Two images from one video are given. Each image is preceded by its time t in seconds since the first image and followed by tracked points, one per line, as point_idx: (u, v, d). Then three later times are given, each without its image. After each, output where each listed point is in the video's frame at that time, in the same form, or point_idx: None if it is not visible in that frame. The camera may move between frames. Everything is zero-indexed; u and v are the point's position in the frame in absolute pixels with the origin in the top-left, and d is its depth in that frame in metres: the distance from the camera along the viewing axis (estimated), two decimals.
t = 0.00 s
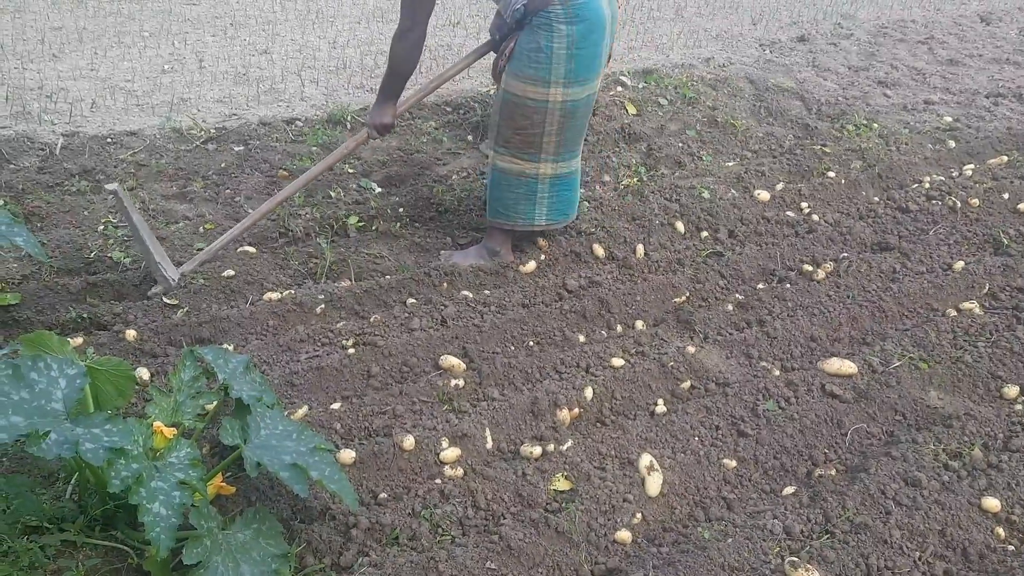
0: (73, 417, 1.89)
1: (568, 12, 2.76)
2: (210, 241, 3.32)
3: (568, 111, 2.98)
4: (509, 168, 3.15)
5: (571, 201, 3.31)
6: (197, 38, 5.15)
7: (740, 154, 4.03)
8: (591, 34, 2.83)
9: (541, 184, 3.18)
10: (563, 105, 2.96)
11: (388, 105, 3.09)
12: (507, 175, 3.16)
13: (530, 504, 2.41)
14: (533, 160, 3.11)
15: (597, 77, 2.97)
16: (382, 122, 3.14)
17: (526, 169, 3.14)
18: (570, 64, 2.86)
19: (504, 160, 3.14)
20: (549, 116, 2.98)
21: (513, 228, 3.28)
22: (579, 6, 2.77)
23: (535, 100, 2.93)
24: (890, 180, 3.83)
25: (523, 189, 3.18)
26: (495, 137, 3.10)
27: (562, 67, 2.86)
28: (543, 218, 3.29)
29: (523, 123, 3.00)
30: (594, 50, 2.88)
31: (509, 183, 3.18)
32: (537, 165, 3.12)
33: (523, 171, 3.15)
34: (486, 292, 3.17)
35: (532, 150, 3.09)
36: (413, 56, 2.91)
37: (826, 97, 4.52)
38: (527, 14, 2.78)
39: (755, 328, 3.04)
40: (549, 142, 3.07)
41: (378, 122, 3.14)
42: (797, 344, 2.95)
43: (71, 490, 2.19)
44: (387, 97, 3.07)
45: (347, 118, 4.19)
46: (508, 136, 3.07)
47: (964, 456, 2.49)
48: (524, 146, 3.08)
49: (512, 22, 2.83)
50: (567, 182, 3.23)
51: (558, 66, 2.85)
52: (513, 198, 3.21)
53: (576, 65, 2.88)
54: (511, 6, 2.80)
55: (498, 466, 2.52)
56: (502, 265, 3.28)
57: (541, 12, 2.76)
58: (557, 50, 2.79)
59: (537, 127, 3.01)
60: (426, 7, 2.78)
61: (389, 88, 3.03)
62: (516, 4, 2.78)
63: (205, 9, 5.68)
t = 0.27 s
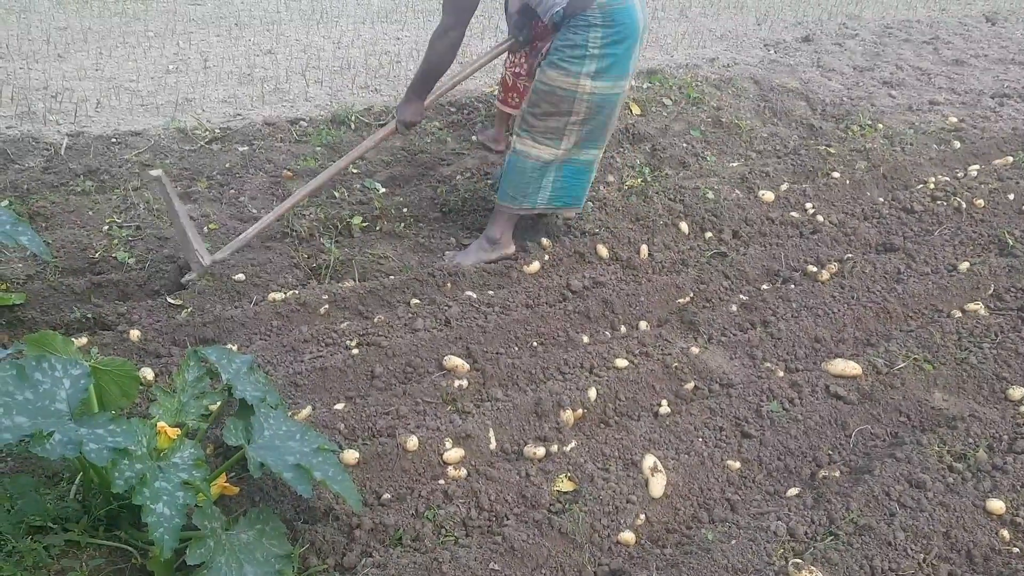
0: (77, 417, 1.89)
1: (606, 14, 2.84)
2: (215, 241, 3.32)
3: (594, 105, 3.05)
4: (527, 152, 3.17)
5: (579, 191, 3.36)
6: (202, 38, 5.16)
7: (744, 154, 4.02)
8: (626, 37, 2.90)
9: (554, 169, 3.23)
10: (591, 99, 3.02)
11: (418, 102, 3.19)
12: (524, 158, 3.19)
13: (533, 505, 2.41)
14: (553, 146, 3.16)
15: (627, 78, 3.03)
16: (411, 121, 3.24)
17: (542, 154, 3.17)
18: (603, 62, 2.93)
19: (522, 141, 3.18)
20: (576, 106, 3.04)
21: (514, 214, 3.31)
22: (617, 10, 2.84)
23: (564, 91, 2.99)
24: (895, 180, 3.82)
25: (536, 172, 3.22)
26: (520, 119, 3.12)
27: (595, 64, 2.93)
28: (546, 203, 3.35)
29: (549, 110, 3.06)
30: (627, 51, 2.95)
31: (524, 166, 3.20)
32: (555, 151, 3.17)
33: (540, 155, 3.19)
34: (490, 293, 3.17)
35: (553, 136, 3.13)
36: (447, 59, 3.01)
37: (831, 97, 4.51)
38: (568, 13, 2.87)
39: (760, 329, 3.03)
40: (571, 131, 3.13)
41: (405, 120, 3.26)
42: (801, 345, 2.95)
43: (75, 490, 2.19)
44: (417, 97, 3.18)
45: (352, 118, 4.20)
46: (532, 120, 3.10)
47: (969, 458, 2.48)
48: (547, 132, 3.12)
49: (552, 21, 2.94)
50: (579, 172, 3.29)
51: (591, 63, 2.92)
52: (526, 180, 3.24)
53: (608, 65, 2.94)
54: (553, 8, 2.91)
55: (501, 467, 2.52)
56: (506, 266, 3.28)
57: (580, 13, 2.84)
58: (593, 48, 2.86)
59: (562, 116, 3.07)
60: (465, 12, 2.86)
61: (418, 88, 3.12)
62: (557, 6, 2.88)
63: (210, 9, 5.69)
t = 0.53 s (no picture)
0: (79, 418, 1.90)
1: None
2: (217, 242, 3.32)
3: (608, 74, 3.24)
4: (553, 122, 3.25)
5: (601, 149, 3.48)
6: (204, 39, 5.16)
7: (747, 155, 4.02)
8: (648, 18, 3.12)
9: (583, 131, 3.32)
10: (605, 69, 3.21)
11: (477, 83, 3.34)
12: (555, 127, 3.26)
13: (536, 506, 2.40)
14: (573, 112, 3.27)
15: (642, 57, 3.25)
16: (467, 101, 3.37)
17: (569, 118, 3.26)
18: (622, 42, 3.15)
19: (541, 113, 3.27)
20: (589, 82, 3.24)
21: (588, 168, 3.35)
22: None
23: (583, 66, 3.17)
24: (897, 181, 3.82)
25: (574, 137, 3.27)
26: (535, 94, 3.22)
27: (614, 44, 3.14)
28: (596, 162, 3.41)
29: (563, 83, 3.21)
30: (648, 32, 3.16)
31: (556, 134, 3.27)
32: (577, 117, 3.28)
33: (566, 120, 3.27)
34: (493, 293, 3.17)
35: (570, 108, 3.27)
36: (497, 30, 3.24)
37: (833, 98, 4.51)
38: None
39: (762, 329, 3.03)
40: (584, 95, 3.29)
41: (464, 100, 3.37)
42: (804, 346, 2.95)
43: (78, 491, 2.19)
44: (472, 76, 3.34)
45: (354, 119, 4.20)
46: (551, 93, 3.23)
47: (972, 459, 2.48)
48: (564, 101, 3.25)
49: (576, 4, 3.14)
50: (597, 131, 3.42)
51: (610, 43, 3.13)
52: (576, 143, 3.29)
53: (627, 41, 3.15)
54: None
55: (504, 468, 2.52)
56: (509, 266, 3.28)
57: None
58: (616, 28, 3.07)
59: (578, 84, 3.23)
60: None
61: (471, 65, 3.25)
62: None
63: (212, 9, 5.69)
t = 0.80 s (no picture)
0: (82, 419, 1.90)
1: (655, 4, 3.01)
2: (219, 242, 3.33)
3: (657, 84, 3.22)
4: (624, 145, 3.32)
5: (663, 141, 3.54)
6: (206, 40, 5.17)
7: (748, 155, 4.03)
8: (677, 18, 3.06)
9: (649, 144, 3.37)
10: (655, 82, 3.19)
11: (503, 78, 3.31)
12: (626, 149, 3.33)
13: (537, 507, 2.40)
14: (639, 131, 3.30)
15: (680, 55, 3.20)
16: (494, 93, 3.33)
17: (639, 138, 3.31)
18: (658, 50, 3.11)
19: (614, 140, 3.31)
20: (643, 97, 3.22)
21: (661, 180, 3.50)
22: None
23: (631, 85, 3.16)
24: (899, 181, 3.82)
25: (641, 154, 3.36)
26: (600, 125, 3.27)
27: (652, 54, 3.10)
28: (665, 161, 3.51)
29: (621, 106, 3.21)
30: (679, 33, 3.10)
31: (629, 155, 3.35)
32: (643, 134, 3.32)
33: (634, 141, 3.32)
34: (494, 293, 3.17)
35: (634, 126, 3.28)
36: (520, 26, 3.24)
37: (835, 98, 4.51)
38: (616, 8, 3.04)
39: (764, 330, 3.04)
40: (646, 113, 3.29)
41: (490, 94, 3.34)
42: (805, 346, 2.95)
43: (80, 491, 2.19)
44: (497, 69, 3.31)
45: (356, 119, 4.21)
46: (611, 118, 3.24)
47: (974, 460, 2.48)
48: (628, 124, 3.27)
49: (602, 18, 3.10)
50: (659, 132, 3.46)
51: (647, 54, 3.09)
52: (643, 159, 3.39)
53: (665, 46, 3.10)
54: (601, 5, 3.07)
55: (506, 469, 2.52)
56: (511, 267, 3.28)
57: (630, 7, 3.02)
58: (647, 41, 3.03)
59: (635, 104, 3.23)
60: None
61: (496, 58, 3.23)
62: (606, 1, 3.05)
63: (214, 10, 5.70)
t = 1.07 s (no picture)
0: (82, 420, 1.90)
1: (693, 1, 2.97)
2: (220, 243, 3.33)
3: (693, 85, 3.18)
4: (644, 141, 3.34)
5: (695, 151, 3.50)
6: (207, 41, 5.17)
7: (750, 156, 4.03)
8: (715, 14, 3.02)
9: (674, 149, 3.36)
10: (689, 81, 3.16)
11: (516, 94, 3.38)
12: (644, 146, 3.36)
13: (539, 508, 2.40)
14: (664, 132, 3.30)
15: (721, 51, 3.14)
16: (507, 107, 3.38)
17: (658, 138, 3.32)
18: (696, 45, 3.06)
19: (633, 134, 3.35)
20: (678, 93, 3.19)
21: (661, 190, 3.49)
22: None
23: (664, 79, 3.14)
24: (900, 181, 3.82)
25: (658, 156, 3.38)
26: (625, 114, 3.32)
27: (688, 48, 3.06)
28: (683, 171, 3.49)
29: (651, 99, 3.22)
30: (716, 29, 3.06)
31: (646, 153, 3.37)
32: (669, 136, 3.31)
33: (655, 141, 3.34)
34: (496, 294, 3.17)
35: (660, 123, 3.28)
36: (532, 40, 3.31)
37: (836, 99, 4.51)
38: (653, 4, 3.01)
39: (765, 330, 3.04)
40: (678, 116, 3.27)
41: (504, 107, 3.40)
42: (807, 347, 2.95)
43: (81, 493, 2.19)
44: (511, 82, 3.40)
45: (356, 120, 4.21)
46: (639, 111, 3.27)
47: (975, 460, 2.48)
48: (655, 120, 3.28)
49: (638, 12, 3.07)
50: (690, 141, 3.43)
51: (683, 48, 3.05)
52: (655, 164, 3.41)
53: (701, 43, 3.06)
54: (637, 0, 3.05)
55: (507, 470, 2.52)
56: (512, 267, 3.28)
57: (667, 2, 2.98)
58: (683, 34, 2.99)
59: (666, 102, 3.21)
60: None
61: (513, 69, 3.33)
62: None
63: (214, 11, 5.70)
